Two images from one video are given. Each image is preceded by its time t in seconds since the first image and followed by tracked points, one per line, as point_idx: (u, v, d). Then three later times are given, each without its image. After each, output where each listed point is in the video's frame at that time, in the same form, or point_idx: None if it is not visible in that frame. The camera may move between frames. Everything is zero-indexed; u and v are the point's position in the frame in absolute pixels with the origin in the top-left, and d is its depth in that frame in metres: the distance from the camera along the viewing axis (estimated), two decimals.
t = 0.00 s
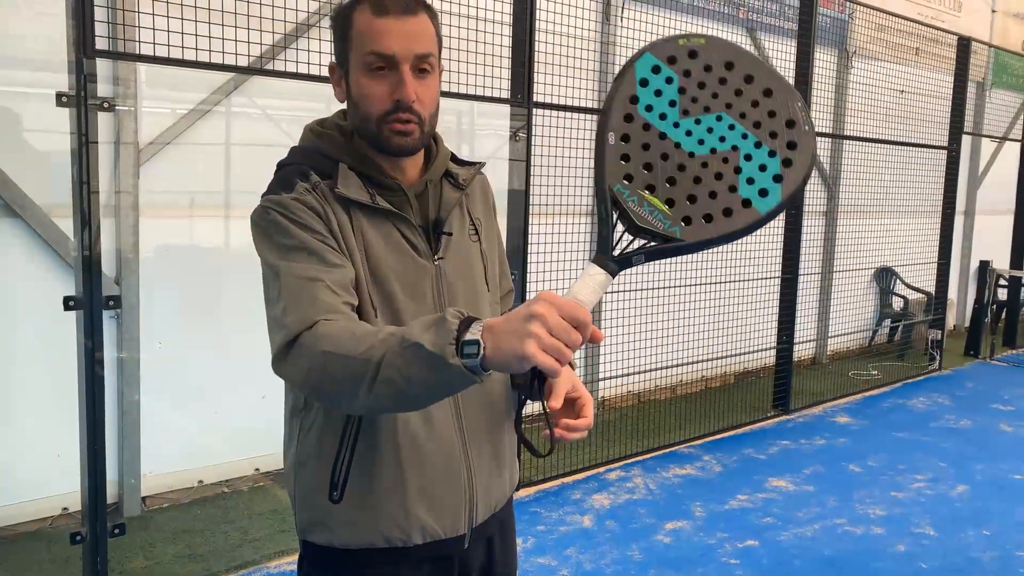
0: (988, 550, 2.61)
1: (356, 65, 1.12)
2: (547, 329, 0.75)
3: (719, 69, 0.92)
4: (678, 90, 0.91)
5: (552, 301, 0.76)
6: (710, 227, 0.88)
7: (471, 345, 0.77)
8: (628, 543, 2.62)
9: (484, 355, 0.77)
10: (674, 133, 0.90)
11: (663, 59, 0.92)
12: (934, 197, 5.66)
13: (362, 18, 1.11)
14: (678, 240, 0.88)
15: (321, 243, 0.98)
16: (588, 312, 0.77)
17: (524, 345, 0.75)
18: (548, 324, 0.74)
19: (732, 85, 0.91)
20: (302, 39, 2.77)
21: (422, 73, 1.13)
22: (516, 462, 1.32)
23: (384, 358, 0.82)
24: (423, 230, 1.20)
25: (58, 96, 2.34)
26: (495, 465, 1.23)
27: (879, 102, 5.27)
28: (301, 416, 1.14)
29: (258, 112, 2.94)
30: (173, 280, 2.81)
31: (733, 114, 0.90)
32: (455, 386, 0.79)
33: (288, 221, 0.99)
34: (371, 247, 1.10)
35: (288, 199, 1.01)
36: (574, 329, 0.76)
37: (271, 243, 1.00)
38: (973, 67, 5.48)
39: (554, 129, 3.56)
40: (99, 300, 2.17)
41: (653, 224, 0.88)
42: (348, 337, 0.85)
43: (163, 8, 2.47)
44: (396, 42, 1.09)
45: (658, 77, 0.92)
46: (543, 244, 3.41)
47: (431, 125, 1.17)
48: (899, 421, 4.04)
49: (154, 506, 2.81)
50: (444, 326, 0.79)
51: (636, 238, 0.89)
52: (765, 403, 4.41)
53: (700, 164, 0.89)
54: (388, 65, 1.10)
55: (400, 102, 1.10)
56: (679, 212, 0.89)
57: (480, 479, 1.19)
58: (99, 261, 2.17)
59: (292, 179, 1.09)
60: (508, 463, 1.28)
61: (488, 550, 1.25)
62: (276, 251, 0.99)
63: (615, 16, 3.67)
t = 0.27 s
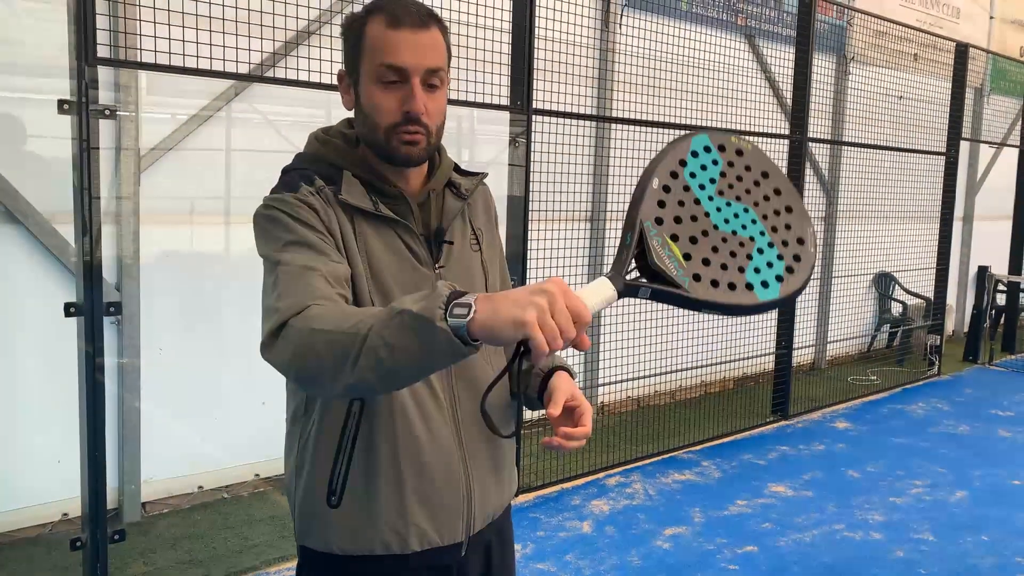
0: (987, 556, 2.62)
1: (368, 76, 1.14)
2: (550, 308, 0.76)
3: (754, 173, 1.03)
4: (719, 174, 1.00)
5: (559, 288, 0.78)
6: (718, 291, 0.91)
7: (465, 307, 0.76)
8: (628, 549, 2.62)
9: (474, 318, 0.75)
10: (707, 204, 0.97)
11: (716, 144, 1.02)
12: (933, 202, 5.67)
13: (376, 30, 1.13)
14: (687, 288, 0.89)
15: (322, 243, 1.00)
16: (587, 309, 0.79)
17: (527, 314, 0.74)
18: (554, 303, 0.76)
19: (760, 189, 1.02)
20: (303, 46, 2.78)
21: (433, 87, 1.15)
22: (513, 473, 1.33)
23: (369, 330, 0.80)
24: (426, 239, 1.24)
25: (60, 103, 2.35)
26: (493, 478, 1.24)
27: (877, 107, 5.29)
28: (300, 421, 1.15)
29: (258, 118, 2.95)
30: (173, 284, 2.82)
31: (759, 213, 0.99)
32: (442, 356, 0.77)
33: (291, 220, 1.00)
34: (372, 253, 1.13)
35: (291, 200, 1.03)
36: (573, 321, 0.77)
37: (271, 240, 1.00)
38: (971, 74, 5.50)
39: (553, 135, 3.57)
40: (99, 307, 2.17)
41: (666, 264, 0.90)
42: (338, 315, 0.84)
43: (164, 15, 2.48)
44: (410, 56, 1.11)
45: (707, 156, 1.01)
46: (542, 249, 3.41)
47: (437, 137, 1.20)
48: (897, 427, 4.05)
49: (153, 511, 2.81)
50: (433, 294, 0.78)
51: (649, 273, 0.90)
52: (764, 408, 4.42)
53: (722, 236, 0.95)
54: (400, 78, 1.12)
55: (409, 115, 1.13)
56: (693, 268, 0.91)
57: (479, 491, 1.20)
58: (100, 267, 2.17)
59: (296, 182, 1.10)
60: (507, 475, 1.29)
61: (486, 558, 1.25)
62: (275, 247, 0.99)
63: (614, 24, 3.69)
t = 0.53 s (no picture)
0: (986, 566, 2.62)
1: (378, 89, 1.18)
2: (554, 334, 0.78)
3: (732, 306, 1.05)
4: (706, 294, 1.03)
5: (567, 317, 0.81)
6: (684, 391, 0.93)
7: (474, 301, 0.78)
8: (627, 559, 2.62)
9: (480, 314, 0.77)
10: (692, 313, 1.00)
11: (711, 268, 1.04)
12: (932, 212, 5.69)
13: (386, 44, 1.17)
14: (658, 373, 0.91)
15: (325, 250, 1.01)
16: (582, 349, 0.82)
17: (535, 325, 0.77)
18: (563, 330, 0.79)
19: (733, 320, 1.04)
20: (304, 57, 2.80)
21: (440, 101, 1.19)
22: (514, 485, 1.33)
23: (374, 329, 0.81)
24: (429, 249, 1.25)
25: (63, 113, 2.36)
26: (493, 487, 1.24)
27: (876, 118, 5.31)
28: (302, 428, 1.15)
29: (259, 128, 2.96)
30: (174, 293, 2.82)
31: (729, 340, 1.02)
32: (446, 352, 0.78)
33: (295, 227, 1.01)
34: (375, 262, 1.14)
35: (295, 207, 1.04)
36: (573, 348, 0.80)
37: (275, 246, 1.01)
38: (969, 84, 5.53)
39: (553, 145, 3.59)
40: (100, 317, 2.17)
41: (649, 348, 0.92)
42: (341, 317, 0.85)
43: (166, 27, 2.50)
44: (419, 70, 1.16)
45: (702, 275, 1.03)
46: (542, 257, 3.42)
47: (441, 150, 1.24)
48: (898, 437, 4.05)
49: (153, 521, 2.81)
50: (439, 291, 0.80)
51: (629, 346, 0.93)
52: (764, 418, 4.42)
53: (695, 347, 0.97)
54: (409, 92, 1.17)
55: (417, 127, 1.17)
56: (667, 361, 0.93)
57: (479, 497, 1.20)
58: (100, 276, 2.18)
59: (301, 191, 1.11)
60: (507, 482, 1.29)
61: (486, 566, 1.26)
62: (278, 253, 1.00)
63: (614, 35, 3.71)
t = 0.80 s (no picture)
0: None
1: (385, 107, 1.19)
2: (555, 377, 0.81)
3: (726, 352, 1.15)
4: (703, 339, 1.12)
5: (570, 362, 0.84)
6: (673, 434, 1.02)
7: (477, 339, 0.79)
8: None
9: (486, 348, 0.78)
10: (685, 357, 1.08)
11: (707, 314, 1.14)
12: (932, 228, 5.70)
13: (395, 63, 1.18)
14: (653, 416, 1.01)
15: (330, 269, 1.02)
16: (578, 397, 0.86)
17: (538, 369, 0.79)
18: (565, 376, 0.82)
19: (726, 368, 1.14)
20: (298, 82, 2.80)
21: (447, 119, 1.20)
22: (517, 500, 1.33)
23: (378, 360, 0.81)
24: (432, 266, 1.27)
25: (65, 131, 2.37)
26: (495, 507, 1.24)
27: (874, 134, 5.33)
28: (302, 449, 1.15)
29: (261, 145, 2.98)
30: (174, 310, 2.83)
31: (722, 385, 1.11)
32: (449, 388, 0.78)
33: (300, 247, 1.01)
34: (379, 280, 1.15)
35: (300, 226, 1.04)
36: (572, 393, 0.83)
37: (280, 265, 1.01)
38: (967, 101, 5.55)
39: (553, 162, 3.60)
40: (101, 332, 2.17)
41: (644, 388, 1.02)
42: (344, 344, 0.85)
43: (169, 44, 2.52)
44: (426, 89, 1.17)
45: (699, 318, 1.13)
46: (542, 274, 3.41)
47: (447, 168, 1.25)
48: (899, 453, 4.04)
49: (151, 538, 2.80)
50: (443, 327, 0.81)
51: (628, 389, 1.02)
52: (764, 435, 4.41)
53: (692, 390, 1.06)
54: (417, 110, 1.17)
55: (425, 146, 1.18)
56: (664, 404, 1.03)
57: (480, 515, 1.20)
58: (101, 291, 2.18)
59: (305, 209, 1.11)
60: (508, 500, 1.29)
61: None
62: (281, 271, 1.00)
63: (613, 53, 3.73)
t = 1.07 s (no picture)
0: None
1: (386, 125, 1.19)
2: (568, 406, 0.82)
3: (717, 223, 1.18)
4: (689, 227, 1.15)
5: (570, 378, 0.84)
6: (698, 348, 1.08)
7: (480, 408, 0.80)
8: None
9: (490, 419, 0.80)
10: (681, 262, 1.12)
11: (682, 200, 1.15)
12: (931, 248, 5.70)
13: (394, 82, 1.19)
14: (675, 350, 1.05)
15: (334, 296, 1.03)
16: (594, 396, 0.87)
17: (551, 416, 0.79)
18: (575, 398, 0.82)
19: (724, 240, 1.18)
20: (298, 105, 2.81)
21: (447, 136, 1.21)
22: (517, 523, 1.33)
23: (391, 415, 0.84)
24: (434, 285, 1.27)
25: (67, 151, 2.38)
26: (497, 531, 1.23)
27: (873, 154, 5.35)
28: (303, 470, 1.15)
29: (262, 165, 2.99)
30: (174, 330, 2.82)
31: (726, 262, 1.16)
32: (457, 450, 0.81)
33: (304, 274, 1.03)
34: (381, 300, 1.16)
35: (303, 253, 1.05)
36: (586, 407, 0.84)
37: (284, 295, 1.02)
38: (965, 122, 5.58)
39: (553, 182, 3.61)
40: (102, 353, 2.16)
41: (655, 330, 1.05)
42: (355, 394, 0.87)
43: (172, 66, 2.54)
44: (427, 107, 1.17)
45: (677, 213, 1.15)
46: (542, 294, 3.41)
47: (448, 185, 1.25)
48: (902, 474, 4.02)
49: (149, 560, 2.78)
50: (448, 388, 0.82)
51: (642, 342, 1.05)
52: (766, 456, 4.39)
53: (699, 292, 1.11)
54: (418, 127, 1.18)
55: (425, 163, 1.18)
56: (678, 327, 1.07)
57: (482, 533, 1.19)
58: (102, 311, 2.18)
59: (307, 233, 1.12)
60: (509, 527, 1.28)
61: None
62: (287, 302, 1.01)
63: (613, 75, 3.76)
